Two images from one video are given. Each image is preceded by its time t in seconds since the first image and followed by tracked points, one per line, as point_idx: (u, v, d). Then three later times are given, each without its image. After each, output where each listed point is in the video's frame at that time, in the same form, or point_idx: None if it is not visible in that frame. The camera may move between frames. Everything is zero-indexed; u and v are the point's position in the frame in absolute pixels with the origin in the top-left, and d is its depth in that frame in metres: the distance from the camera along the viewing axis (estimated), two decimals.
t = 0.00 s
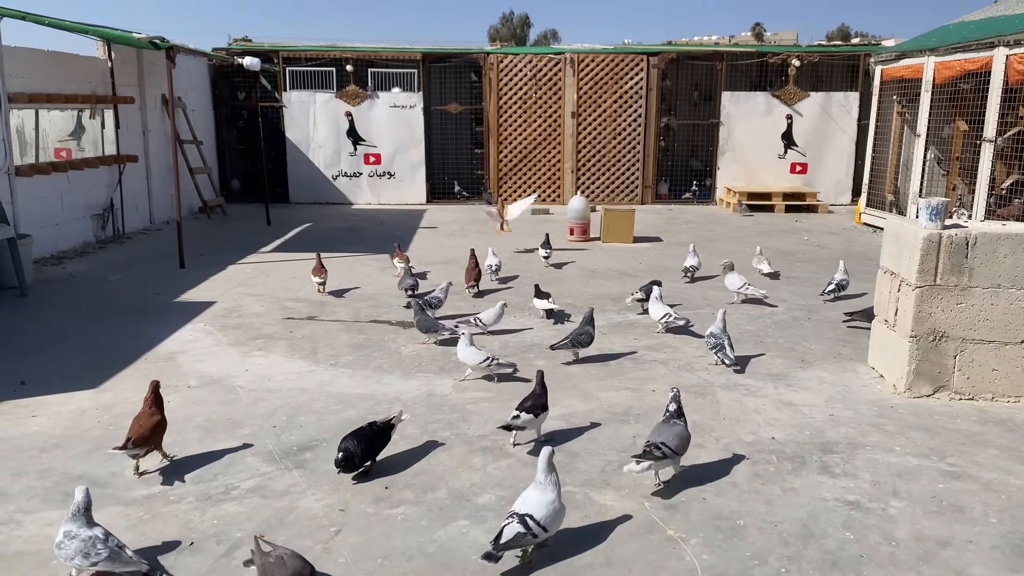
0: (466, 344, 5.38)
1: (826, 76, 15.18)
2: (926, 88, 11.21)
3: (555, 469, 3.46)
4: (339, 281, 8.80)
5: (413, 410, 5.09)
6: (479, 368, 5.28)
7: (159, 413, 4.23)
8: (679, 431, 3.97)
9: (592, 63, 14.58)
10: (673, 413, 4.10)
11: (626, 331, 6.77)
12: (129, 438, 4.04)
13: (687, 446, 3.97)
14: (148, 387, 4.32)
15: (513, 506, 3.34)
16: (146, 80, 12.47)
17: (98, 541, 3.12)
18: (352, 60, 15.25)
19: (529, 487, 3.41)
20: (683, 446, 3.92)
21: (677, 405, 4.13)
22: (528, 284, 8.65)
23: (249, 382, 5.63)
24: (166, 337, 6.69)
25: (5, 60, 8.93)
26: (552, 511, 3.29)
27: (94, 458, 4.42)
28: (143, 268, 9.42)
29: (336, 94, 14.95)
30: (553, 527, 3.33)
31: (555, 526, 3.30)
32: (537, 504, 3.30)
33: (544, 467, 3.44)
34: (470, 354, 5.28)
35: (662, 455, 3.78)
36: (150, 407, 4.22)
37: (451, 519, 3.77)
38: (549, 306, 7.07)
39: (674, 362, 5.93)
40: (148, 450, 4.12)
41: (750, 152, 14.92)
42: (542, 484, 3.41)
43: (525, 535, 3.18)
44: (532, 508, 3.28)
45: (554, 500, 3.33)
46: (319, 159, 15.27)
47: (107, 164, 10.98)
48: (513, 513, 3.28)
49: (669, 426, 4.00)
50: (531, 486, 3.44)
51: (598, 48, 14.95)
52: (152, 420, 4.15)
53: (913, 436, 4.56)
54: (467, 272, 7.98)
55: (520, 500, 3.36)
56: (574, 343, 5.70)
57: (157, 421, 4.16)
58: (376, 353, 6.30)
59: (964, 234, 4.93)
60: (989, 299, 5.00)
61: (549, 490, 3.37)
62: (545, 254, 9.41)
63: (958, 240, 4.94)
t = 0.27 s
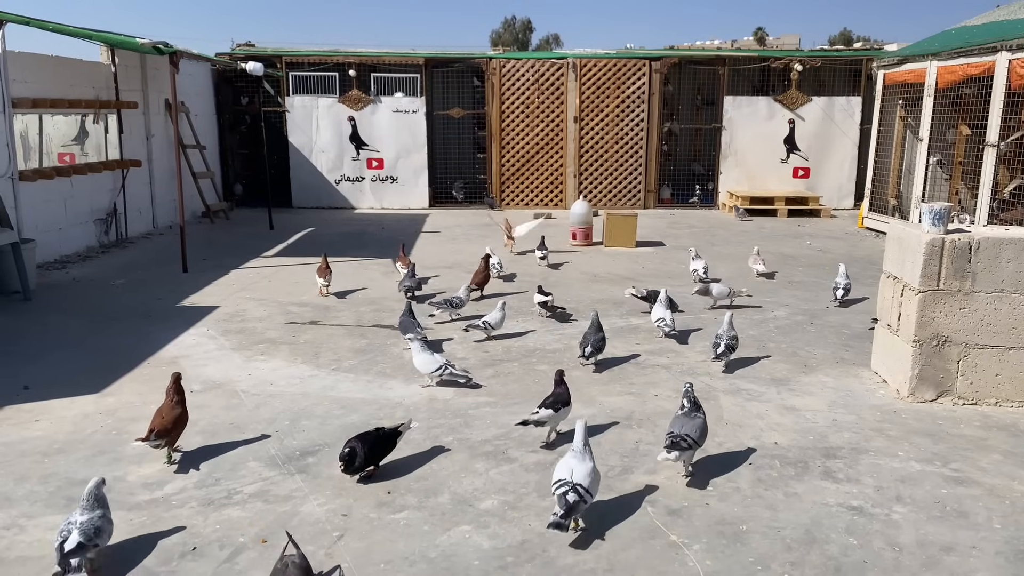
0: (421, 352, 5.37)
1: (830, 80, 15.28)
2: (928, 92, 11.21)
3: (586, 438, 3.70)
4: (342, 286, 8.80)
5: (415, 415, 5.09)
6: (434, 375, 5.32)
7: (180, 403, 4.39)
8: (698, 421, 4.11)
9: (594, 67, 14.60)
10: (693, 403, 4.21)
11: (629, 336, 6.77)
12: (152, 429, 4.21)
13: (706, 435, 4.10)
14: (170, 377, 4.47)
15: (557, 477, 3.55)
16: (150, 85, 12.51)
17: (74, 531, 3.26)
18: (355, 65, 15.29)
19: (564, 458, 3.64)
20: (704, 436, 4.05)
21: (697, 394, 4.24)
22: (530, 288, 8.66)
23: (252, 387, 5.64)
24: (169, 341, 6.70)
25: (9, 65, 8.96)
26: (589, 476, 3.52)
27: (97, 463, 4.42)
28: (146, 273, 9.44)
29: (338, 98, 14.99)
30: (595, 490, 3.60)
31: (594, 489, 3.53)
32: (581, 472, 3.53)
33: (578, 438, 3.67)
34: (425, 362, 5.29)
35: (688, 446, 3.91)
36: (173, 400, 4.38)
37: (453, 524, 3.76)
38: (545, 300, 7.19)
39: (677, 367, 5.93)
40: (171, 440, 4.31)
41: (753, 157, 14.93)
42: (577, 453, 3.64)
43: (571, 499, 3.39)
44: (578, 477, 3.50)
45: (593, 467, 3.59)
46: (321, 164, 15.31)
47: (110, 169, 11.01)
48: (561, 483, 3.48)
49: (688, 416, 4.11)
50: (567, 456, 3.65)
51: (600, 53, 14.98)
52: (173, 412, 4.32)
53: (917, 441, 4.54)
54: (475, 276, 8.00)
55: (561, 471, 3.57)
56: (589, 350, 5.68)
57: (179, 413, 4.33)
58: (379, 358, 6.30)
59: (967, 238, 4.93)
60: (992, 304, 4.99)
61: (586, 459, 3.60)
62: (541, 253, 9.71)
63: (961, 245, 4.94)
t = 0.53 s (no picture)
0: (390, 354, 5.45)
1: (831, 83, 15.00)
2: (930, 95, 11.23)
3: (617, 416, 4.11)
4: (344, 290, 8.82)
5: (417, 418, 5.10)
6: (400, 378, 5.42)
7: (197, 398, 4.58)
8: (709, 416, 4.27)
9: (596, 71, 14.62)
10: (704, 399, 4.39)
11: (630, 339, 6.77)
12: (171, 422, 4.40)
13: (717, 430, 4.27)
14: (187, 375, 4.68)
15: (593, 450, 3.94)
16: (152, 89, 12.55)
17: (95, 512, 3.48)
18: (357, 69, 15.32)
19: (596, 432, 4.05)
20: (713, 431, 4.22)
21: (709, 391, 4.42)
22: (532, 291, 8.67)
23: (254, 391, 5.65)
24: (171, 345, 6.72)
25: (12, 70, 8.99)
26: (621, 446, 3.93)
27: (100, 466, 4.44)
28: (148, 276, 9.46)
29: (340, 102, 15.02)
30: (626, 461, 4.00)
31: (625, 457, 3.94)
32: (615, 444, 3.94)
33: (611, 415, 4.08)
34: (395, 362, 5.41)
35: (696, 439, 4.08)
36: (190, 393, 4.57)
37: (455, 527, 3.76)
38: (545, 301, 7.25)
39: (679, 370, 5.93)
40: (189, 432, 4.47)
41: (754, 160, 14.93)
42: (610, 428, 4.05)
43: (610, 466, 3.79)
44: (612, 448, 3.90)
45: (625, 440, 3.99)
46: (324, 167, 15.34)
47: (113, 172, 11.03)
48: (596, 453, 3.88)
49: (700, 413, 4.29)
50: (600, 431, 4.06)
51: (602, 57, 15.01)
52: (191, 405, 4.50)
53: (918, 445, 4.54)
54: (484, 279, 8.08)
55: (596, 443, 3.97)
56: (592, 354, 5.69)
57: (197, 406, 4.51)
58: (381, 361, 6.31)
59: (968, 242, 4.93)
60: (994, 307, 4.99)
61: (618, 433, 4.01)
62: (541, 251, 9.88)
63: (962, 248, 4.94)
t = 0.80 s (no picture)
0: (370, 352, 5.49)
1: (832, 85, 15.03)
2: (932, 97, 11.21)
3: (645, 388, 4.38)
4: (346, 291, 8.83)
5: (420, 421, 5.10)
6: (373, 380, 5.41)
7: (219, 391, 4.73)
8: (728, 414, 4.28)
9: (597, 73, 14.63)
10: (727, 395, 4.39)
11: (632, 341, 6.77)
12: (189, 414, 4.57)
13: (735, 427, 4.27)
14: (211, 369, 4.84)
15: (620, 419, 4.23)
16: (154, 92, 12.57)
17: (132, 484, 3.72)
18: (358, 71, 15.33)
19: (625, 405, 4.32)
20: (731, 428, 4.23)
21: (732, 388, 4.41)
22: (534, 293, 8.67)
23: (256, 393, 5.65)
24: (173, 347, 6.73)
25: (15, 73, 9.01)
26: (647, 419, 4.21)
27: (102, 468, 4.44)
28: (151, 278, 9.48)
29: (342, 105, 15.03)
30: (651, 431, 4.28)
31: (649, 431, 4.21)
32: (640, 414, 4.22)
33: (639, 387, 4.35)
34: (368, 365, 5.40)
35: (708, 435, 4.13)
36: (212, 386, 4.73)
37: (457, 529, 3.77)
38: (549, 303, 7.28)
39: (681, 372, 5.93)
40: (206, 425, 4.63)
41: (756, 162, 14.93)
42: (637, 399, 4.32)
43: (635, 435, 4.08)
44: (637, 419, 4.19)
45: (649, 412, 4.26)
46: (325, 170, 15.36)
47: (115, 175, 11.05)
48: (621, 422, 4.17)
49: (718, 409, 4.30)
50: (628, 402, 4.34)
51: (603, 59, 15.02)
52: (211, 399, 4.66)
53: (921, 446, 4.54)
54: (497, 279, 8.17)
55: (623, 413, 4.27)
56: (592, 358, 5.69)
57: (216, 401, 4.67)
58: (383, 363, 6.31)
59: (970, 243, 4.93)
60: (997, 308, 4.99)
61: (644, 403, 4.28)
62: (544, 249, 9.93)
63: (964, 250, 4.94)
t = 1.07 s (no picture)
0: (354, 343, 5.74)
1: (833, 86, 15.03)
2: (933, 98, 11.20)
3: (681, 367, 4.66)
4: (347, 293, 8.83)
5: (421, 422, 5.10)
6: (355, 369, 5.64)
7: (225, 387, 4.87)
8: (735, 410, 4.29)
9: (598, 75, 14.63)
10: (737, 391, 4.40)
11: (634, 342, 6.77)
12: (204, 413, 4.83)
13: (742, 423, 4.27)
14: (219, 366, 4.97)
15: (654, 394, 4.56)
16: (156, 94, 12.59)
17: (185, 460, 4.02)
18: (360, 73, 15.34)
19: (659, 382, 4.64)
20: (736, 424, 4.24)
21: (742, 384, 4.42)
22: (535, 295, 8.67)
23: (258, 395, 5.65)
24: (175, 349, 6.73)
25: (17, 76, 9.03)
26: (680, 395, 4.52)
27: (103, 470, 4.44)
28: (152, 281, 9.49)
29: (343, 106, 15.04)
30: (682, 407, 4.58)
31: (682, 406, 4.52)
32: (672, 390, 4.53)
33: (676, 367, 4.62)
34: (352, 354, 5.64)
35: (709, 431, 4.19)
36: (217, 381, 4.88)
37: (459, 531, 3.76)
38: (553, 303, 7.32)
39: (682, 374, 5.92)
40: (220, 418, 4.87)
41: (757, 163, 14.93)
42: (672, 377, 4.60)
43: (667, 408, 4.40)
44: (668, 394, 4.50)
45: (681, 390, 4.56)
46: (327, 172, 15.37)
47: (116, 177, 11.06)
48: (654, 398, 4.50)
49: (725, 405, 4.33)
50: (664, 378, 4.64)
51: (605, 61, 15.02)
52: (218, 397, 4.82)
53: (923, 448, 4.53)
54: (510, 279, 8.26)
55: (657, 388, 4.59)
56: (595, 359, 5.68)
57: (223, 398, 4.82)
58: (385, 365, 6.31)
59: (972, 244, 4.92)
60: (999, 309, 4.98)
61: (677, 381, 4.58)
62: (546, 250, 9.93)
63: (966, 251, 4.93)
